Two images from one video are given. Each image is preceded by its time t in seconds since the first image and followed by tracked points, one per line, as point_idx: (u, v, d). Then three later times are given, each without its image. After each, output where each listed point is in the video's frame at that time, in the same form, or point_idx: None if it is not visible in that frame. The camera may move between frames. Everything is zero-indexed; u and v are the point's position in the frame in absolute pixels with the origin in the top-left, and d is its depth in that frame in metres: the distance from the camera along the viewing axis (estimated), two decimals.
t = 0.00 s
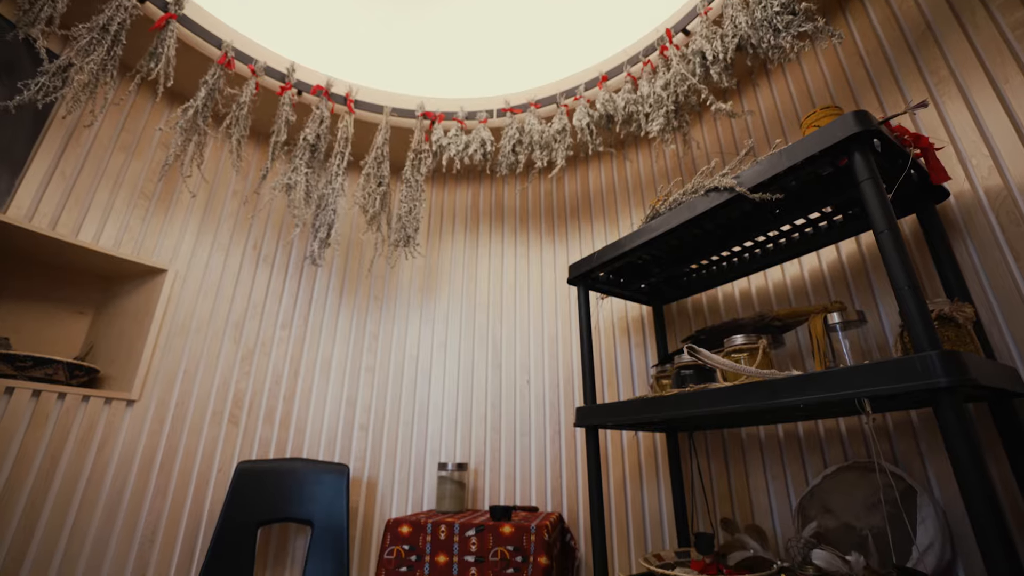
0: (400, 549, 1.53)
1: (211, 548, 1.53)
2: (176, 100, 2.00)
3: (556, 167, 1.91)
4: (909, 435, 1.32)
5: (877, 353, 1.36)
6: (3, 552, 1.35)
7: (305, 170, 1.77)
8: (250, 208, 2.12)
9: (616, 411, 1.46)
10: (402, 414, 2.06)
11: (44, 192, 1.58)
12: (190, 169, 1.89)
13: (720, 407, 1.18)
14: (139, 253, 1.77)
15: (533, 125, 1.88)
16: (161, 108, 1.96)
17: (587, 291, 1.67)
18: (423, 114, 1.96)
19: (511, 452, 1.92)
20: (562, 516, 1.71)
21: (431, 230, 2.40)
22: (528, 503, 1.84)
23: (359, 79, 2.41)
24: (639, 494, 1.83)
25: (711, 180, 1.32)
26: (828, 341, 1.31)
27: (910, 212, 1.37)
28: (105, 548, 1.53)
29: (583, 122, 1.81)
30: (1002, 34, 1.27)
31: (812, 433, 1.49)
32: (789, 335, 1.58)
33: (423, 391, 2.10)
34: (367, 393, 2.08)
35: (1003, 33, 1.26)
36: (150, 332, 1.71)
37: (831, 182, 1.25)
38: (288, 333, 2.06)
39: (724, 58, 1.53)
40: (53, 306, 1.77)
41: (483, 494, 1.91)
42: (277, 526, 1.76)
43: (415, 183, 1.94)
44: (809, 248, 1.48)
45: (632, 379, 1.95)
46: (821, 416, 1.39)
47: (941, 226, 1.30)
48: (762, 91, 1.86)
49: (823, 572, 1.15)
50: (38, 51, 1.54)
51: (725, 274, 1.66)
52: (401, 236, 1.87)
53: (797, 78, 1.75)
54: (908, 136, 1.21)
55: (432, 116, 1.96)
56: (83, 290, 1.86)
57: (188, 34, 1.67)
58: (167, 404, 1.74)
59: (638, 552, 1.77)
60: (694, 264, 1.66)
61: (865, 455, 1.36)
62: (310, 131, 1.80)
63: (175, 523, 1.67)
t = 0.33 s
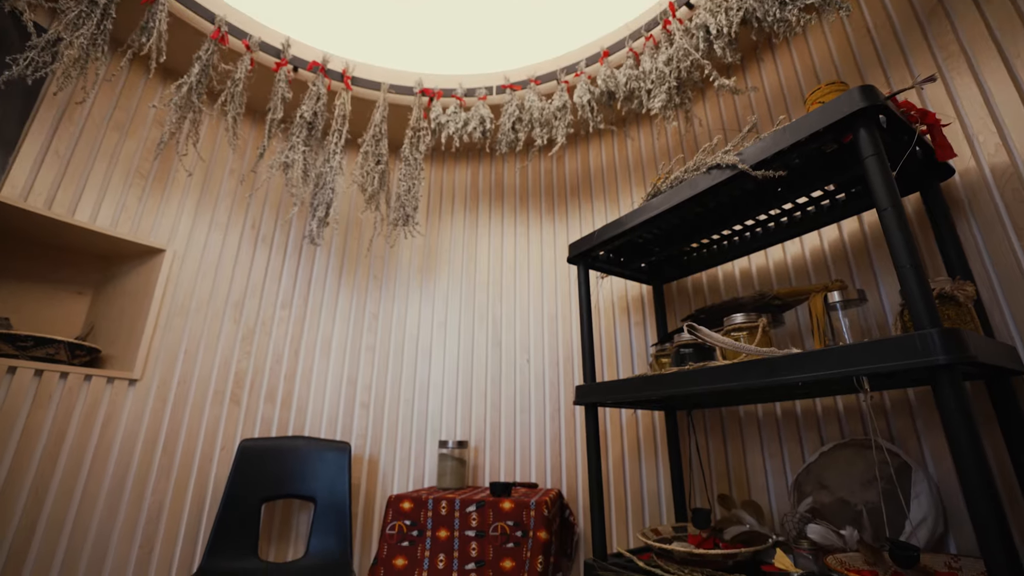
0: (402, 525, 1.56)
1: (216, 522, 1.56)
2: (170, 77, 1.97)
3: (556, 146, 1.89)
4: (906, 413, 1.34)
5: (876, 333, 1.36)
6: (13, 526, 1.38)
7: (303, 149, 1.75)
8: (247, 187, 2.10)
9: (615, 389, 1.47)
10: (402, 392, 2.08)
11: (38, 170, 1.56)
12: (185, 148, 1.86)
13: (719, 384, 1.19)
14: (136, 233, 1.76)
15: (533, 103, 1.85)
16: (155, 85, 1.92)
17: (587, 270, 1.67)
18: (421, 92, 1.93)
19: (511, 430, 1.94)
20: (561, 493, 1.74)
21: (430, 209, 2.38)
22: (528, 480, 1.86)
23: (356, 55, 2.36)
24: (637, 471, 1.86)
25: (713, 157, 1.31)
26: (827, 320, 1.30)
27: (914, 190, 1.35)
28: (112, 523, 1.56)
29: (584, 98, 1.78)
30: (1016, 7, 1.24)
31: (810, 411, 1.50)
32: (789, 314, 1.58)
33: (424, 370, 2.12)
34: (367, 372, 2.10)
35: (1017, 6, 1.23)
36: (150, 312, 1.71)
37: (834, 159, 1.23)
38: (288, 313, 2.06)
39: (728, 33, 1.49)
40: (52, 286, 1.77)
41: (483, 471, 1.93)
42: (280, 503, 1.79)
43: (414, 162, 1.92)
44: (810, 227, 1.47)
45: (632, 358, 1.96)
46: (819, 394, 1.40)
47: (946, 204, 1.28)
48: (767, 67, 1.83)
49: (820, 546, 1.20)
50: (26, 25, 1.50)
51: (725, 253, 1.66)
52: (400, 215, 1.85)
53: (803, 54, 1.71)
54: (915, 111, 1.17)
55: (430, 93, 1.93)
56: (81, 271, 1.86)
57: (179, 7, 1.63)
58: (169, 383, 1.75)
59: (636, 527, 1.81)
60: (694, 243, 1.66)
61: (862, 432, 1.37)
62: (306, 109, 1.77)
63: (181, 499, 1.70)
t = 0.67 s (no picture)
0: (404, 501, 1.58)
1: (221, 498, 1.58)
2: (163, 53, 1.93)
3: (556, 123, 1.86)
4: (903, 391, 1.35)
5: (876, 312, 1.36)
6: (21, 501, 1.40)
7: (299, 126, 1.73)
8: (244, 166, 2.08)
9: (615, 367, 1.47)
10: (403, 371, 2.09)
11: (32, 148, 1.54)
12: (181, 125, 1.84)
13: (718, 361, 1.19)
14: (133, 212, 1.74)
15: (533, 79, 1.81)
16: (148, 61, 1.89)
17: (587, 249, 1.65)
18: (419, 68, 1.89)
19: (511, 408, 1.96)
20: (560, 469, 1.76)
21: (429, 188, 2.36)
22: (528, 457, 1.89)
23: (353, 31, 2.32)
24: (636, 448, 1.88)
25: (715, 134, 1.29)
26: (827, 299, 1.29)
27: (919, 168, 1.33)
28: (119, 499, 1.59)
29: (585, 74, 1.75)
30: None
31: (808, 389, 1.51)
32: (789, 294, 1.58)
33: (424, 350, 2.13)
34: (367, 351, 2.11)
35: None
36: (150, 291, 1.71)
37: (839, 136, 1.21)
38: (288, 292, 2.06)
39: (734, 5, 1.44)
40: (51, 267, 1.77)
41: (483, 448, 1.96)
42: (283, 480, 1.81)
43: (412, 139, 1.89)
44: (812, 205, 1.46)
45: (632, 337, 1.97)
46: (818, 372, 1.40)
47: (951, 182, 1.27)
48: (772, 41, 1.79)
49: (815, 521, 1.22)
50: None
51: (726, 232, 1.65)
52: (398, 193, 1.84)
53: (809, 27, 1.67)
54: (922, 86, 1.16)
55: (428, 69, 1.90)
56: (79, 252, 1.85)
57: None
58: (170, 362, 1.75)
59: (634, 501, 1.84)
60: (695, 222, 1.64)
61: (859, 410, 1.38)
62: (302, 85, 1.74)
63: (185, 476, 1.73)
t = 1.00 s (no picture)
0: (405, 479, 1.59)
1: (225, 476, 1.60)
2: (155, 29, 1.89)
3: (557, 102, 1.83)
4: (901, 370, 1.36)
5: (877, 292, 1.36)
6: (28, 478, 1.42)
7: (296, 105, 1.70)
8: (241, 146, 2.06)
9: (615, 347, 1.47)
10: (403, 351, 2.10)
11: (24, 127, 1.52)
12: (175, 103, 1.81)
13: (718, 341, 1.19)
14: (129, 193, 1.73)
15: (533, 56, 1.78)
16: (140, 38, 1.85)
17: (587, 229, 1.64)
18: (418, 45, 1.85)
19: (511, 388, 1.97)
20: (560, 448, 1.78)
21: (428, 167, 2.34)
22: (528, 436, 1.91)
23: (349, 7, 2.27)
24: (634, 428, 1.90)
25: (718, 112, 1.26)
26: (828, 279, 1.27)
27: (925, 147, 1.31)
28: (124, 477, 1.61)
29: (586, 52, 1.72)
30: None
31: (806, 369, 1.52)
32: (790, 274, 1.58)
33: (424, 331, 2.13)
34: (367, 332, 2.11)
35: None
36: (148, 272, 1.70)
37: (844, 114, 1.19)
38: (288, 273, 2.06)
39: None
40: (49, 248, 1.76)
41: (483, 428, 1.97)
42: (285, 459, 1.83)
43: (411, 118, 1.86)
44: (814, 184, 1.44)
45: (632, 318, 1.97)
46: (817, 352, 1.41)
47: (956, 161, 1.25)
48: (776, 16, 1.74)
49: (811, 498, 1.22)
50: None
51: (727, 212, 1.63)
52: (397, 173, 1.82)
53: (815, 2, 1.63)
54: (930, 62, 1.13)
55: (427, 46, 1.86)
56: (76, 233, 1.84)
57: None
58: (171, 344, 1.76)
59: (632, 479, 1.86)
60: (696, 201, 1.63)
61: (857, 390, 1.39)
62: (298, 63, 1.70)
63: (189, 455, 1.75)
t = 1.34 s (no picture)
0: (406, 458, 1.61)
1: (228, 454, 1.62)
2: (147, 5, 1.85)
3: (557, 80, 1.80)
4: (900, 350, 1.36)
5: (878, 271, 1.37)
6: (33, 456, 1.45)
7: (293, 84, 1.67)
8: (237, 125, 2.03)
9: (615, 327, 1.47)
10: (403, 332, 2.11)
11: (15, 106, 1.50)
12: (170, 82, 1.78)
13: (719, 320, 1.19)
14: (125, 173, 1.72)
15: (534, 32, 1.74)
16: (131, 13, 1.81)
17: (587, 209, 1.63)
18: (415, 21, 1.81)
19: (510, 368, 1.98)
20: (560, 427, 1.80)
21: (427, 147, 2.32)
22: (527, 415, 1.93)
23: None
24: (633, 407, 1.91)
25: (722, 89, 1.24)
26: (830, 259, 1.25)
27: (932, 125, 1.29)
28: (129, 456, 1.63)
29: (587, 28, 1.68)
30: None
31: (806, 349, 1.52)
32: (791, 254, 1.57)
33: (424, 312, 2.14)
34: (367, 313, 2.11)
35: None
36: (147, 254, 1.70)
37: (849, 91, 1.17)
38: (287, 254, 2.05)
39: None
40: (46, 229, 1.75)
41: (483, 407, 1.99)
42: (288, 438, 1.85)
43: (410, 96, 1.83)
44: (818, 164, 1.43)
45: (632, 298, 1.97)
46: (817, 332, 1.40)
47: (963, 139, 1.23)
48: None
49: (807, 476, 1.24)
50: None
51: (729, 192, 1.62)
52: (397, 154, 1.81)
53: None
54: (941, 37, 1.09)
55: (424, 22, 1.82)
56: (73, 214, 1.83)
57: None
58: (172, 325, 1.76)
59: (631, 457, 1.89)
60: (698, 181, 1.62)
61: (855, 370, 1.39)
62: (294, 40, 1.66)
63: (192, 435, 1.76)
